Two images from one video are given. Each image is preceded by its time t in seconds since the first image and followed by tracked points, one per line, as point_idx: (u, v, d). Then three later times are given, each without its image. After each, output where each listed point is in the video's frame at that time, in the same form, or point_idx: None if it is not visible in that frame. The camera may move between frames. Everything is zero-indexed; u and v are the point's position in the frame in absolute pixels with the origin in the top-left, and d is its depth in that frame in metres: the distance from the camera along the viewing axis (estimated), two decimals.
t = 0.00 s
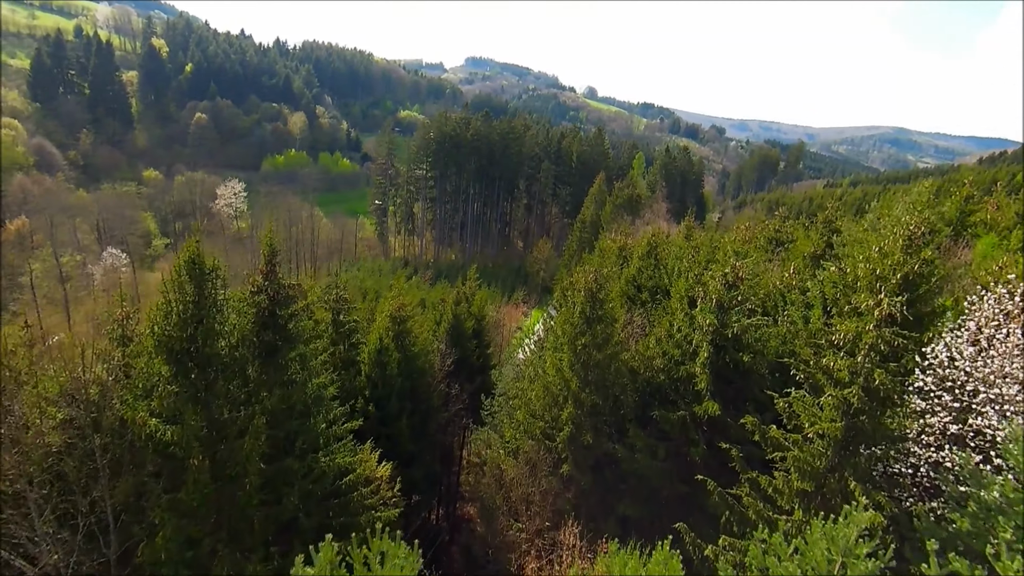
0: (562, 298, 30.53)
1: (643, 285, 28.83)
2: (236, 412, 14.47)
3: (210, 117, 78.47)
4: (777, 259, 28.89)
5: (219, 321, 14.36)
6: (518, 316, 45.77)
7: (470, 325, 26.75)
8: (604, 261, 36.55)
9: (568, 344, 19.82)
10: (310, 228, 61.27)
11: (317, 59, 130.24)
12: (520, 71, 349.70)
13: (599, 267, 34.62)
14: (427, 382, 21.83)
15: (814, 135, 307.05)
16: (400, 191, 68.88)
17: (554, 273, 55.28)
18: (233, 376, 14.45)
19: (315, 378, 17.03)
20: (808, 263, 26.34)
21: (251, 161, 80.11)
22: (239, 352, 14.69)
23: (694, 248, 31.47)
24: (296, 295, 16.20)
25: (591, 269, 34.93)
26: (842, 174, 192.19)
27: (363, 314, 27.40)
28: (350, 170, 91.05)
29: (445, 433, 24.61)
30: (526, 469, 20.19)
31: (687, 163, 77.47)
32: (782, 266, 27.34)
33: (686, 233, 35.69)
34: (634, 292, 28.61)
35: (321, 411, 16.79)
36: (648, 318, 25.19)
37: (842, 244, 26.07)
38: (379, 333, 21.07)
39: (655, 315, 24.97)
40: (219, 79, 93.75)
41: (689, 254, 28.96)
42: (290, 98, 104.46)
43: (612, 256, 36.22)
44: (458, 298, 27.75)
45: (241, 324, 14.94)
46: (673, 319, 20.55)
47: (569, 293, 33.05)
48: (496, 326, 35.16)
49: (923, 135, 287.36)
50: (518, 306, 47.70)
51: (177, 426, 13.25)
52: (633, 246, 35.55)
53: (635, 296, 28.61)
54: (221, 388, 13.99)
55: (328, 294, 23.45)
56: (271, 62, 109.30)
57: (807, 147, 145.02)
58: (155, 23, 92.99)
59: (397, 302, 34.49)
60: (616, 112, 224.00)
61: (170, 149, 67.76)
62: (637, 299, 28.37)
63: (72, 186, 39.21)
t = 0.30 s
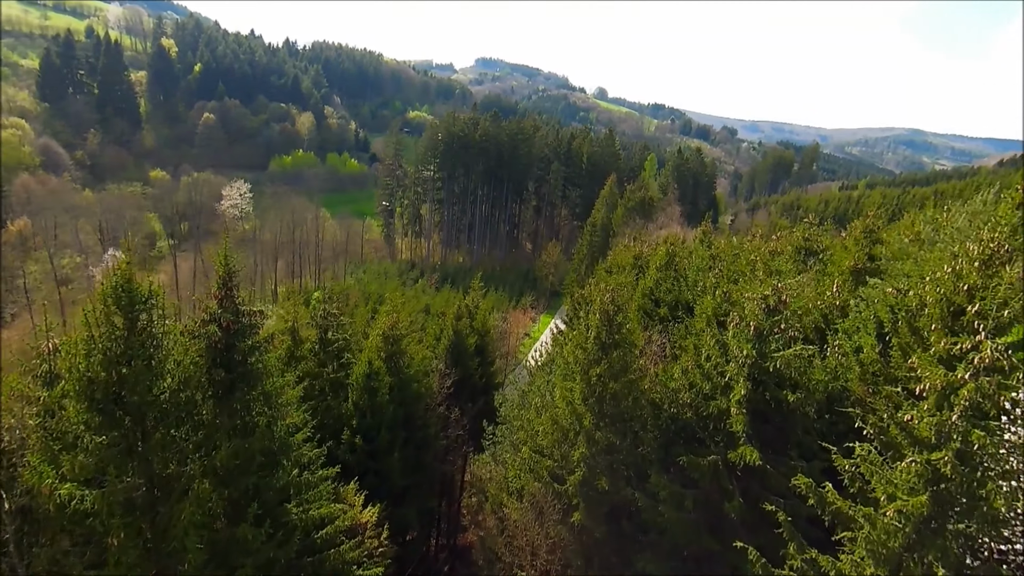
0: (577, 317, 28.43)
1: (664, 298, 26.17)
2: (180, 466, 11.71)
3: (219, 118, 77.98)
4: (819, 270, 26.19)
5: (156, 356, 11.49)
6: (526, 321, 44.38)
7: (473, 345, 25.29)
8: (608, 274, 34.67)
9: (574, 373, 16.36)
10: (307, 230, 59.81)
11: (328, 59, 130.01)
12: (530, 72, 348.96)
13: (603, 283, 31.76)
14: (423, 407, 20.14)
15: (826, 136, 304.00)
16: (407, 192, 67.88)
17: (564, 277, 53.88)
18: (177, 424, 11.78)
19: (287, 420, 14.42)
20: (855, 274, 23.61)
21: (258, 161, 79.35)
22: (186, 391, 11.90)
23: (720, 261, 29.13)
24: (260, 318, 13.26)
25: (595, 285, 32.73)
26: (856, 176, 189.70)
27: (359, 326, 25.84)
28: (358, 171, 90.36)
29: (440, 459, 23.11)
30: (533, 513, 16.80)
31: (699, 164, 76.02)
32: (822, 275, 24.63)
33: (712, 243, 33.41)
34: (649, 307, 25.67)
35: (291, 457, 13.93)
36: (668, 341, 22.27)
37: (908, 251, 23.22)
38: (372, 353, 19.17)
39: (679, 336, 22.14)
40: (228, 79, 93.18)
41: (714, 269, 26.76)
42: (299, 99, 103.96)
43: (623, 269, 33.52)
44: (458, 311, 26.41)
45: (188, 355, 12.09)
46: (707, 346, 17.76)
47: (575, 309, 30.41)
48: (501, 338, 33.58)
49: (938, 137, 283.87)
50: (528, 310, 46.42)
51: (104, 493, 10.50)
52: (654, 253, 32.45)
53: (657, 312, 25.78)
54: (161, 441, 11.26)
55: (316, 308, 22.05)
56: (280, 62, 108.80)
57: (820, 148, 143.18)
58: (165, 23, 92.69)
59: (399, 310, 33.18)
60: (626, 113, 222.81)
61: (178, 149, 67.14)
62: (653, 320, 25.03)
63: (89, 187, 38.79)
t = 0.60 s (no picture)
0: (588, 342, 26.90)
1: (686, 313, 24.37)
2: (99, 549, 10.18)
3: (223, 121, 77.25)
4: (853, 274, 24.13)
5: (58, 419, 9.94)
6: (533, 326, 43.03)
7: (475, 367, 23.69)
8: (612, 290, 32.96)
9: (590, 405, 14.54)
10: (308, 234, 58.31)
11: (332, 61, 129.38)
12: (536, 72, 347.61)
13: (611, 298, 30.05)
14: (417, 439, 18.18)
15: (836, 135, 300.56)
16: (412, 194, 66.82)
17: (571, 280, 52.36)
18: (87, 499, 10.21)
19: (245, 476, 12.71)
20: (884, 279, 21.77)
21: (262, 164, 78.65)
22: (99, 463, 10.35)
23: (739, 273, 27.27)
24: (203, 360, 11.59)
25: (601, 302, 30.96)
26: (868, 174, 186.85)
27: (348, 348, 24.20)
28: (363, 173, 89.24)
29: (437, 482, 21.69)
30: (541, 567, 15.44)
31: (708, 164, 74.37)
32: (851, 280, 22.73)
33: (729, 252, 31.57)
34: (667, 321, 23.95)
35: (245, 531, 11.95)
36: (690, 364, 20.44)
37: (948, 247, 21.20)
38: (358, 379, 17.30)
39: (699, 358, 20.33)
40: (232, 81, 92.55)
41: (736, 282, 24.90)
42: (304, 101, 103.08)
43: (630, 281, 31.58)
44: (458, 327, 24.76)
45: (104, 417, 10.52)
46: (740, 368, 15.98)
47: (583, 328, 28.69)
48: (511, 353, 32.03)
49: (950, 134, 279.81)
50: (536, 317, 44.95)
51: None
52: (665, 265, 30.50)
53: (679, 329, 24.03)
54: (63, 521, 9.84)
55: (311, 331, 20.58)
56: (284, 64, 108.15)
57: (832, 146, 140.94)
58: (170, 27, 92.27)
59: (400, 320, 31.97)
60: (633, 113, 221.27)
61: (181, 153, 66.48)
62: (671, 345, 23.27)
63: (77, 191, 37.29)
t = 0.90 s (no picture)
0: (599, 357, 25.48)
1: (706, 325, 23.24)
2: None
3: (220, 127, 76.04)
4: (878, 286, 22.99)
5: None
6: (536, 329, 41.73)
7: (475, 384, 21.99)
8: (617, 298, 31.68)
9: (605, 449, 13.28)
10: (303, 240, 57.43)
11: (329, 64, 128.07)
12: (535, 72, 346.60)
13: (619, 308, 28.81)
14: (407, 481, 16.75)
15: (838, 128, 298.53)
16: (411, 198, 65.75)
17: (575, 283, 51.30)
18: None
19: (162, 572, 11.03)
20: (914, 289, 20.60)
21: (260, 169, 77.54)
22: None
23: (757, 278, 25.85)
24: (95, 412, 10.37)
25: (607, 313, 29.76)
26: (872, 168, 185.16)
27: (337, 367, 22.75)
28: (361, 177, 88.13)
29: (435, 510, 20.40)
30: None
31: (712, 160, 73.05)
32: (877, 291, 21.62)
33: (740, 256, 30.33)
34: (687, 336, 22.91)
35: None
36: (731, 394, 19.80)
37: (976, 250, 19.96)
38: (339, 416, 15.53)
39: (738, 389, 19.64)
40: (229, 86, 91.38)
41: (757, 291, 23.76)
42: (301, 104, 101.90)
43: (636, 290, 30.30)
44: (456, 346, 22.93)
45: None
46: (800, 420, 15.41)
47: (591, 340, 27.42)
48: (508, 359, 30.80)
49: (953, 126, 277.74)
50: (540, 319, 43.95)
51: None
52: (677, 272, 29.26)
53: (699, 345, 22.94)
54: None
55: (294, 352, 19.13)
56: (281, 68, 106.98)
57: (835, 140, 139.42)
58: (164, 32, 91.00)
59: (400, 330, 30.78)
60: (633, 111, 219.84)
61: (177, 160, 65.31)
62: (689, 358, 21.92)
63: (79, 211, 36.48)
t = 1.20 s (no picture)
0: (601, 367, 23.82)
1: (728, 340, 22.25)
2: None
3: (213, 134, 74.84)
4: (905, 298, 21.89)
5: None
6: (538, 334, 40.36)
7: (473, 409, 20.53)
8: (624, 303, 30.43)
9: (627, 515, 11.97)
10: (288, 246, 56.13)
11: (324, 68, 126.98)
12: (531, 70, 344.93)
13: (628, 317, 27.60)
14: (395, 536, 15.07)
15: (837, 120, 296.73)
16: (408, 201, 64.56)
17: (576, 285, 50.17)
18: None
19: None
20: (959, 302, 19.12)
21: (254, 175, 76.35)
22: None
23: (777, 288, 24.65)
24: None
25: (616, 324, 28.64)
26: (872, 159, 183.74)
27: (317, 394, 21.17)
28: (358, 180, 86.91)
29: (432, 554, 19.52)
30: None
31: (713, 156, 71.75)
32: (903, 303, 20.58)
33: (757, 261, 29.06)
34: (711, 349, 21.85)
35: None
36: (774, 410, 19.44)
37: (1006, 250, 18.78)
38: (314, 462, 14.16)
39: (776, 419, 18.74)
40: (222, 93, 89.95)
41: (783, 301, 22.82)
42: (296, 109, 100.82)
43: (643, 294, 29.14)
44: (452, 368, 21.57)
45: None
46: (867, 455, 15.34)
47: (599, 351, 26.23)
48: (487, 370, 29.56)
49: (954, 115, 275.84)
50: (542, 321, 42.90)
51: None
52: (692, 279, 28.09)
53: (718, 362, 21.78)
54: None
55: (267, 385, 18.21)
56: (275, 72, 105.98)
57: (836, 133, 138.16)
58: (156, 38, 89.85)
59: (397, 340, 29.49)
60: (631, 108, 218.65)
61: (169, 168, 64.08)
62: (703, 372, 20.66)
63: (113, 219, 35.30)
